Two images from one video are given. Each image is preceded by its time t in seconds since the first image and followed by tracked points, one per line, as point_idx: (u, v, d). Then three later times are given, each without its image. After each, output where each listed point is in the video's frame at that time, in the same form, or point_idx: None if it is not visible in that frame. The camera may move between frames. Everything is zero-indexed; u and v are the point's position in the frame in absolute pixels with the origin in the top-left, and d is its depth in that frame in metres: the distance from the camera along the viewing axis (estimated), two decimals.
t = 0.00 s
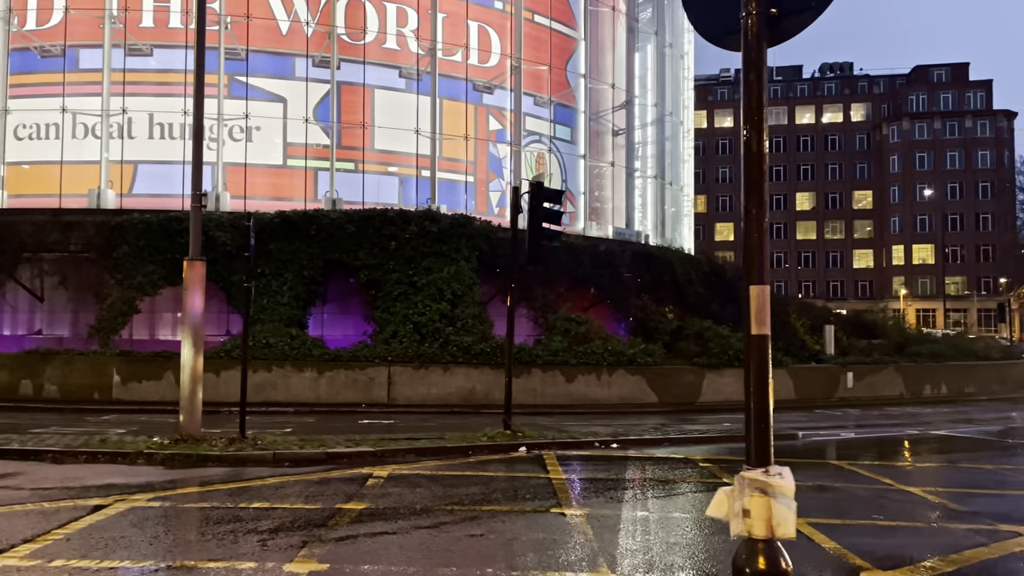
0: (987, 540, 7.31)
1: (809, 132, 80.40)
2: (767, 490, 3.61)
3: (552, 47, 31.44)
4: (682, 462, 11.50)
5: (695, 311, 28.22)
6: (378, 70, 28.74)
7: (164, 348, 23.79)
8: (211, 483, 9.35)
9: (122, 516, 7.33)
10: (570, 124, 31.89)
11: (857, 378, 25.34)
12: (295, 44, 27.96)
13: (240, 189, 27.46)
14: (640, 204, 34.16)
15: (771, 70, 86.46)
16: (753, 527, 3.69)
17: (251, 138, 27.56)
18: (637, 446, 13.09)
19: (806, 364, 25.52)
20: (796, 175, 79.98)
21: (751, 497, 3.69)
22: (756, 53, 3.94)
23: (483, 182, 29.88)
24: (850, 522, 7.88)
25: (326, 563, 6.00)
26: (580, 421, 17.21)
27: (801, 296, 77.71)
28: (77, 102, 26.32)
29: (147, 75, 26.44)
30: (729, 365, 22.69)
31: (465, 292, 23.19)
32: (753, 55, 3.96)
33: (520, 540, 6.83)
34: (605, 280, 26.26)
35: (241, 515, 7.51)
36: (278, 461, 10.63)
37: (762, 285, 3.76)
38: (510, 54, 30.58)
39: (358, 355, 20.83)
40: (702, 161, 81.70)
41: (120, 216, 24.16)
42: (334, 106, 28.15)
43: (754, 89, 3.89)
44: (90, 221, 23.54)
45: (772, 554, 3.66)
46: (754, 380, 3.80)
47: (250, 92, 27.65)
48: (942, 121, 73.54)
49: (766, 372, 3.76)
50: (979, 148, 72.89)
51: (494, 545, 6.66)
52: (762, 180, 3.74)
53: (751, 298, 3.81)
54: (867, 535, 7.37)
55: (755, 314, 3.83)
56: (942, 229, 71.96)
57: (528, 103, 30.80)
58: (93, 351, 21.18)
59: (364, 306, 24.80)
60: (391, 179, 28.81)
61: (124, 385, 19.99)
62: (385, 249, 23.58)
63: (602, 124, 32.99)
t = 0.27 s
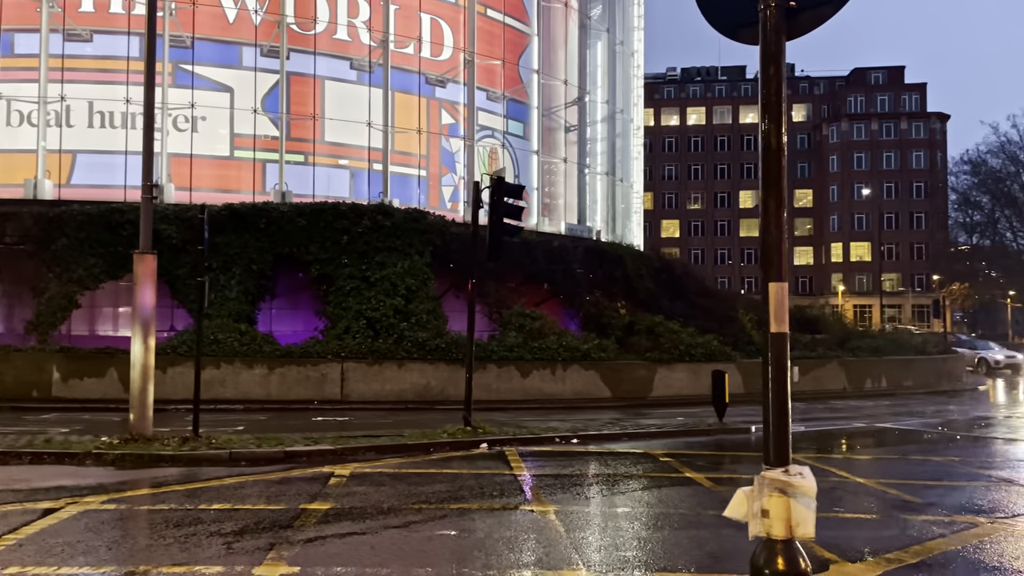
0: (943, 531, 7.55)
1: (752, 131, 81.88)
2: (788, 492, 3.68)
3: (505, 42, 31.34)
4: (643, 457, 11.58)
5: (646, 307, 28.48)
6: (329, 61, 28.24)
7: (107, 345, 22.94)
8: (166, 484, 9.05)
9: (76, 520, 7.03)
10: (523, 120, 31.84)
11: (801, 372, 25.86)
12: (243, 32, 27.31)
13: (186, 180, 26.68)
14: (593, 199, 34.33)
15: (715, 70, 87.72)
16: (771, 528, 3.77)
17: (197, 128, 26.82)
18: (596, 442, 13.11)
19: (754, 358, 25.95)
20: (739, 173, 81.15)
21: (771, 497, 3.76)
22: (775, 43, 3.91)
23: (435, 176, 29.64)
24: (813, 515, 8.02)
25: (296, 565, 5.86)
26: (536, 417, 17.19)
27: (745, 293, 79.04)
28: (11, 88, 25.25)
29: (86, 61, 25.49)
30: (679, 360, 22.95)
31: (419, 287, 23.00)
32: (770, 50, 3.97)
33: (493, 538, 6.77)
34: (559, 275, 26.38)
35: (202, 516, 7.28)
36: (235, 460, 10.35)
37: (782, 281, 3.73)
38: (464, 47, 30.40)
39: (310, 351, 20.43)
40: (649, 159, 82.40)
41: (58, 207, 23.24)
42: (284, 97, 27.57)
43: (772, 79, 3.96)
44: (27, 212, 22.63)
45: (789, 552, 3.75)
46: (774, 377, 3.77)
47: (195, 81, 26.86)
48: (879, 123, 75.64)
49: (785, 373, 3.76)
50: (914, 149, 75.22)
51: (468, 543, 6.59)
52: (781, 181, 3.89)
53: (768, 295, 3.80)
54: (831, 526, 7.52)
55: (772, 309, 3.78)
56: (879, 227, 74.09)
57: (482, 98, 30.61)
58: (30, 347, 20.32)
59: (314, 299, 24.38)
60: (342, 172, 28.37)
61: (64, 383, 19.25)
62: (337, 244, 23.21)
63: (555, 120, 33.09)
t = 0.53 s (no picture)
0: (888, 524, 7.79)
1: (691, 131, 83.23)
2: (784, 497, 3.67)
3: (451, 36, 31.05)
4: (594, 454, 11.64)
5: (590, 304, 28.69)
6: (270, 53, 27.61)
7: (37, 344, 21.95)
8: (109, 489, 8.69)
9: (14, 530, 6.67)
10: (468, 116, 31.72)
11: (741, 368, 26.39)
12: (180, 21, 26.50)
13: (119, 172, 25.79)
14: (538, 196, 34.38)
15: (655, 70, 88.84)
16: (769, 533, 3.75)
17: (131, 118, 25.96)
18: (547, 439, 13.12)
19: (696, 354, 26.41)
20: (678, 172, 82.54)
21: (767, 503, 3.74)
22: (770, 45, 3.87)
23: (380, 171, 29.28)
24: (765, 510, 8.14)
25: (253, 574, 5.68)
26: (484, 414, 17.14)
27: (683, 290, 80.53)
28: None
29: (12, 47, 24.37)
30: (624, 357, 23.20)
31: (364, 284, 22.72)
32: (767, 50, 3.89)
33: (452, 540, 6.70)
34: (505, 272, 26.33)
35: (150, 523, 7.01)
36: (179, 463, 10.02)
37: (778, 288, 3.68)
38: (409, 41, 30.00)
39: (251, 350, 19.91)
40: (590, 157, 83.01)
41: None
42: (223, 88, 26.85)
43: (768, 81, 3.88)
44: None
45: (786, 557, 3.75)
46: (771, 379, 3.73)
47: (130, 69, 25.98)
48: (812, 125, 77.77)
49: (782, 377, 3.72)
50: (844, 151, 77.80)
51: (430, 547, 6.50)
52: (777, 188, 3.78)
53: (763, 300, 3.73)
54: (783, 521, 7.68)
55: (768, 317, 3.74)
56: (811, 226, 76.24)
57: (427, 93, 30.36)
58: None
59: (253, 295, 23.77)
60: (283, 166, 27.77)
61: None
62: (279, 239, 22.69)
63: (500, 117, 33.05)
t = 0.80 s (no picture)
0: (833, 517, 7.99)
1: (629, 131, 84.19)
2: (775, 488, 3.97)
3: (393, 31, 30.69)
4: (544, 451, 11.61)
5: (533, 301, 28.73)
6: (206, 42, 26.80)
7: None
8: (42, 493, 8.28)
9: None
10: (411, 111, 31.43)
11: (680, 364, 26.78)
12: (110, 7, 25.52)
13: (45, 163, 24.87)
14: (481, 193, 34.29)
15: (594, 70, 89.50)
16: (760, 523, 4.06)
17: (57, 107, 24.94)
18: (494, 436, 13.05)
19: (637, 351, 26.69)
20: (616, 172, 83.49)
21: (759, 494, 4.04)
22: (761, 37, 4.26)
23: (320, 166, 28.70)
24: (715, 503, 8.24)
25: None
26: (430, 412, 16.96)
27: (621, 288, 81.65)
28: None
29: None
30: (567, 354, 23.32)
31: (305, 281, 22.28)
32: (758, 44, 4.25)
33: (409, 540, 6.58)
34: (448, 269, 26.14)
35: (88, 529, 6.68)
36: (115, 466, 9.61)
37: (769, 279, 4.02)
38: (350, 34, 29.51)
39: (186, 347, 19.26)
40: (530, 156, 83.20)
41: None
42: (156, 77, 25.97)
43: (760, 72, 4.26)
44: None
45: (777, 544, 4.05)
46: (764, 372, 4.05)
47: (56, 56, 24.96)
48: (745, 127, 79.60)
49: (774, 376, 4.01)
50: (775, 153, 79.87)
51: (385, 547, 6.36)
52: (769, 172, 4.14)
53: (756, 290, 4.07)
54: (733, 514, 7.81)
55: (761, 309, 4.05)
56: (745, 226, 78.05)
57: (368, 88, 29.94)
58: None
59: (188, 291, 23.03)
60: (219, 159, 26.98)
61: None
62: (216, 234, 22.05)
63: (443, 113, 32.87)
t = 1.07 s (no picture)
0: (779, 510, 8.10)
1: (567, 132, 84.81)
2: (761, 484, 4.05)
3: (332, 25, 30.16)
4: (491, 450, 11.59)
5: (474, 300, 28.67)
6: (136, 32, 25.94)
7: None
8: None
9: None
10: (350, 107, 30.94)
11: (619, 362, 27.09)
12: None
13: None
14: (422, 191, 34.07)
15: (533, 70, 89.94)
16: (745, 519, 4.17)
17: None
18: (440, 437, 12.95)
19: (577, 350, 26.90)
20: (555, 172, 83.98)
21: (744, 490, 4.13)
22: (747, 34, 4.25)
23: (255, 161, 27.95)
24: (664, 499, 8.35)
25: None
26: (372, 412, 16.75)
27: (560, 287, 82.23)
28: None
29: None
30: (508, 353, 23.36)
31: (240, 278, 21.68)
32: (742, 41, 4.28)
33: (361, 542, 6.47)
34: (388, 268, 25.87)
35: (20, 537, 6.36)
36: (46, 471, 9.18)
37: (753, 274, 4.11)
38: (288, 27, 28.91)
39: (116, 348, 18.53)
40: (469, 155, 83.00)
41: None
42: (82, 67, 24.99)
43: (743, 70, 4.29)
44: None
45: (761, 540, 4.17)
46: (748, 368, 4.14)
47: None
48: (680, 130, 81.09)
49: (757, 372, 4.10)
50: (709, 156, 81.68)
51: (337, 550, 6.23)
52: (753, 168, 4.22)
53: (739, 286, 4.15)
54: (681, 508, 7.92)
55: (744, 305, 4.13)
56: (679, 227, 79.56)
57: (306, 82, 29.36)
58: None
59: (114, 288, 22.21)
60: (149, 153, 26.06)
61: None
62: (147, 230, 21.30)
63: (383, 110, 32.51)
